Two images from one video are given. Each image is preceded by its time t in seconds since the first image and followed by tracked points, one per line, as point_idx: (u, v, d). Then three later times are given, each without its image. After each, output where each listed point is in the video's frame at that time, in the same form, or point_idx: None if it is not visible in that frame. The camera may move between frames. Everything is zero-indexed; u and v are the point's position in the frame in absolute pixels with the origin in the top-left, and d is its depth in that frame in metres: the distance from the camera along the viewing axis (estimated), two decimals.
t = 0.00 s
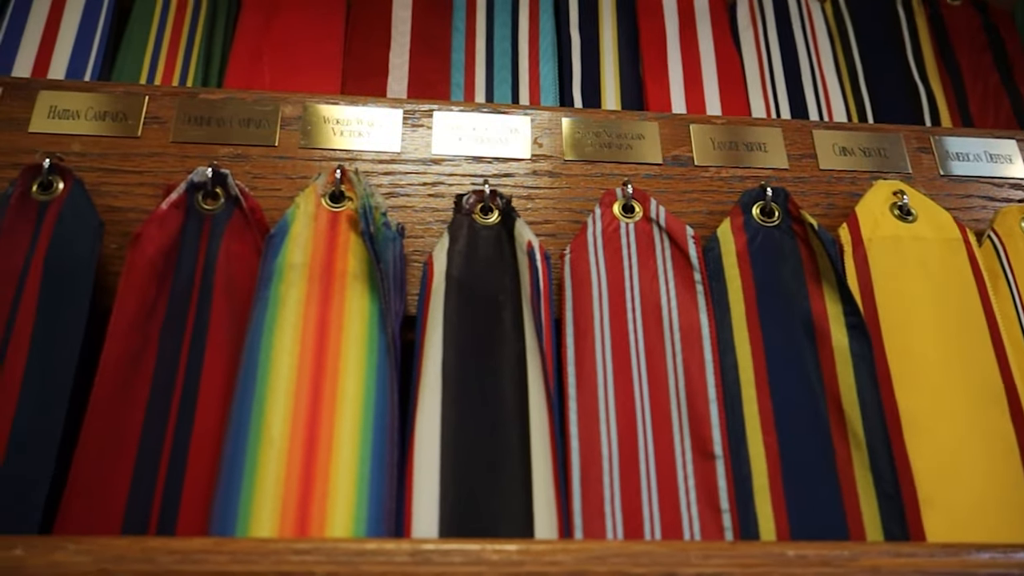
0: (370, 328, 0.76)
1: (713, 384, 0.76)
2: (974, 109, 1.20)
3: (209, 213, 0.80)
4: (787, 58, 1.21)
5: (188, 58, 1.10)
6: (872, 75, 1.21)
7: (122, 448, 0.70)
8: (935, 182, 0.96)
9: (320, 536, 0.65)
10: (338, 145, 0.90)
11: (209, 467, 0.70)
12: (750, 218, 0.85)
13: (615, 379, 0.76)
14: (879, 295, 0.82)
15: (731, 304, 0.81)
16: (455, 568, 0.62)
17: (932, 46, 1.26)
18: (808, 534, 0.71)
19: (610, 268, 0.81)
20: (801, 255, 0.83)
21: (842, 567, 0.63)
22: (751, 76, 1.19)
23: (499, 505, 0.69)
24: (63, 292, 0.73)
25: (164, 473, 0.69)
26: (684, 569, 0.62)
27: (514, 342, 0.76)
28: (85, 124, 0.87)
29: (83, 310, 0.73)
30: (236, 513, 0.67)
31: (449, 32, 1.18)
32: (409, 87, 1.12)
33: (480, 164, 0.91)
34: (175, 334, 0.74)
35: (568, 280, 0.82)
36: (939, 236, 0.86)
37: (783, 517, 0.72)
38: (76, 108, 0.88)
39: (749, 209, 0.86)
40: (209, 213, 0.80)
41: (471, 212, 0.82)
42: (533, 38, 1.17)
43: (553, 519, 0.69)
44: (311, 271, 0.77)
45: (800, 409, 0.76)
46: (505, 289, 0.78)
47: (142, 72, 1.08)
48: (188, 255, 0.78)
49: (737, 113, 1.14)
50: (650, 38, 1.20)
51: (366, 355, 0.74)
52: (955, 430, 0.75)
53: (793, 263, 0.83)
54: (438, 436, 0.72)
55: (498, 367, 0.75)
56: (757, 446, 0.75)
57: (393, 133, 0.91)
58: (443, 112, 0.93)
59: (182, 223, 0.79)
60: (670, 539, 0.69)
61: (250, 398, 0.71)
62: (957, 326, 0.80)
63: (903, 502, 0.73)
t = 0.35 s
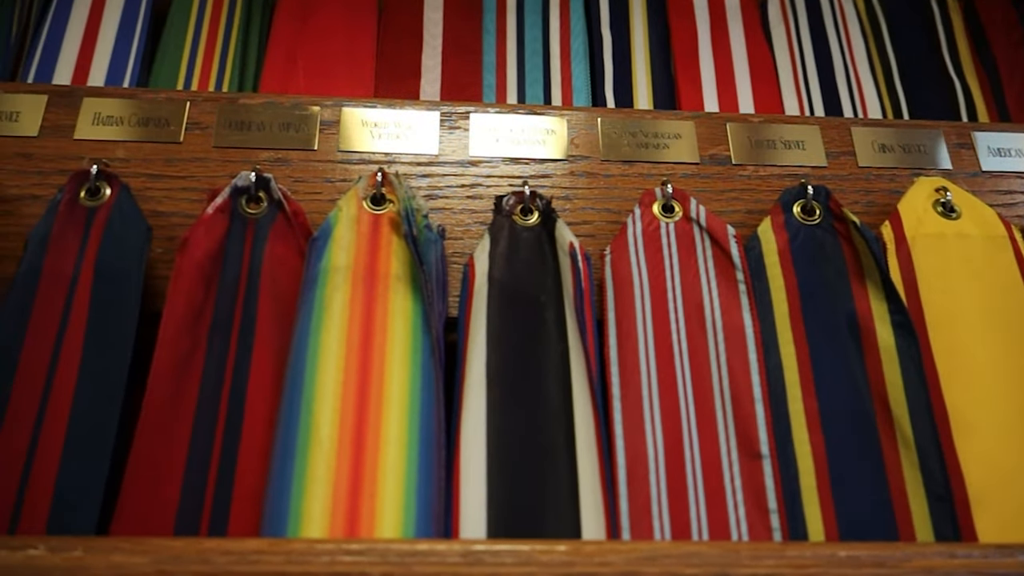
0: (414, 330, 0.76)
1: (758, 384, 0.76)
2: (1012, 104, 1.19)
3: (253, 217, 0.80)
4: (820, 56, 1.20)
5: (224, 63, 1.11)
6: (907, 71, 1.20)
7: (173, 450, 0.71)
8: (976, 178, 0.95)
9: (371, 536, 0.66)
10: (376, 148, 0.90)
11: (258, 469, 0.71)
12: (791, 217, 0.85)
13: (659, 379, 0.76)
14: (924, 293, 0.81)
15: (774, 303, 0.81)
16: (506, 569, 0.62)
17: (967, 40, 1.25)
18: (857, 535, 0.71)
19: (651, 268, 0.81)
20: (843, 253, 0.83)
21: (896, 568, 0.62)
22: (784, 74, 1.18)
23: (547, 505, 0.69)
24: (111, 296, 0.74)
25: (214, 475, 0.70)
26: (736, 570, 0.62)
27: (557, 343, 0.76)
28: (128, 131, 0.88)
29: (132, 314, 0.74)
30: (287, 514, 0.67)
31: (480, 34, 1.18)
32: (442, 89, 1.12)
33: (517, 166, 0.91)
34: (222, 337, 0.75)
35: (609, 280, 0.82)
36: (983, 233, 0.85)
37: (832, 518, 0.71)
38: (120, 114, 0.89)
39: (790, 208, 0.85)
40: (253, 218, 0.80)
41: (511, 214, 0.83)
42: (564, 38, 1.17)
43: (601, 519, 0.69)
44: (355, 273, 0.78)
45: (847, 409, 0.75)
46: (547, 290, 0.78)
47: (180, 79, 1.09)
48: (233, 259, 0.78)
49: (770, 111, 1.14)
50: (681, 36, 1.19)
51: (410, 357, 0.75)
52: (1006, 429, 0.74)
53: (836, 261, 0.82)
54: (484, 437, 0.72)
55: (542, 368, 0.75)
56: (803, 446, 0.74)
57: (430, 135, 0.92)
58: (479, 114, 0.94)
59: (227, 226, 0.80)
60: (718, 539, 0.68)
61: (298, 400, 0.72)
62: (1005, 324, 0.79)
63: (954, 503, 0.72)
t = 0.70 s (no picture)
0: (462, 329, 0.77)
1: (808, 382, 0.75)
2: None
3: (299, 219, 0.81)
4: (856, 51, 1.19)
5: (261, 66, 1.12)
6: (946, 63, 1.18)
7: (228, 450, 0.72)
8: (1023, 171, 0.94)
9: (425, 535, 0.66)
10: (418, 148, 0.91)
11: (311, 468, 0.72)
12: (837, 213, 0.84)
13: (707, 377, 0.76)
14: (974, 288, 0.80)
15: (823, 300, 0.80)
16: (562, 568, 0.62)
17: (1006, 32, 1.23)
18: (913, 533, 0.70)
19: (697, 266, 0.81)
20: (891, 248, 0.82)
21: (957, 566, 0.61)
22: (820, 69, 1.17)
23: (600, 503, 0.69)
24: (164, 299, 0.75)
25: (267, 474, 0.71)
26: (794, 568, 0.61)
27: (605, 341, 0.76)
28: (174, 135, 0.89)
29: (184, 315, 0.75)
30: (342, 513, 0.68)
31: (513, 34, 1.18)
32: (478, 88, 1.12)
33: (558, 165, 0.91)
34: (272, 338, 0.76)
35: (655, 279, 0.82)
36: None
37: (886, 516, 0.71)
38: (165, 119, 0.90)
39: (835, 203, 0.85)
40: (300, 219, 0.81)
41: (555, 213, 0.82)
42: (598, 36, 1.17)
43: (654, 517, 0.69)
44: (402, 274, 0.78)
45: (899, 405, 0.75)
46: (593, 288, 0.78)
47: (218, 82, 1.10)
48: (281, 260, 0.79)
49: (807, 106, 1.13)
50: (715, 33, 1.19)
51: (458, 356, 0.75)
52: None
53: (883, 257, 0.81)
54: (533, 436, 0.72)
55: (590, 366, 0.75)
56: (855, 443, 0.74)
57: (471, 136, 0.92)
58: (519, 113, 0.94)
59: (274, 228, 0.80)
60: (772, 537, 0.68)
61: (349, 400, 0.72)
62: None
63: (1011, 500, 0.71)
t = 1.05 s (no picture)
0: (501, 330, 0.76)
1: (853, 380, 0.75)
2: None
3: (337, 221, 0.81)
4: (888, 46, 1.18)
5: (292, 70, 1.13)
6: (981, 57, 1.17)
7: (272, 452, 0.72)
8: None
9: (470, 536, 0.66)
10: (452, 150, 0.91)
11: (354, 470, 0.72)
12: (877, 209, 0.83)
13: (749, 377, 0.75)
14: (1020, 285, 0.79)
15: (865, 299, 0.79)
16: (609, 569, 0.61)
17: None
18: (963, 533, 0.69)
19: (736, 265, 0.80)
20: (933, 244, 0.81)
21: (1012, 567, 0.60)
22: (852, 65, 1.16)
23: (645, 504, 0.68)
24: (206, 302, 0.76)
25: (310, 476, 0.71)
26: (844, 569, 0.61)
27: (645, 341, 0.76)
28: (210, 139, 0.90)
29: (226, 318, 0.75)
30: (386, 514, 0.68)
31: (541, 34, 1.18)
32: (507, 89, 1.12)
33: (592, 164, 0.91)
34: (312, 340, 0.76)
35: (693, 278, 0.81)
36: None
37: (935, 516, 0.70)
38: (201, 123, 0.91)
39: (875, 200, 0.83)
40: (337, 221, 0.81)
41: (591, 212, 0.82)
42: (626, 34, 1.16)
43: (699, 518, 0.69)
44: (440, 275, 0.78)
45: (946, 404, 0.73)
46: (631, 288, 0.78)
47: (249, 86, 1.10)
48: (319, 263, 0.79)
49: (840, 102, 1.12)
50: (744, 29, 1.18)
51: (498, 357, 0.75)
52: None
53: (926, 253, 0.80)
54: (575, 436, 0.72)
55: (632, 366, 0.74)
56: (901, 443, 0.73)
57: (505, 136, 0.92)
58: (553, 113, 0.94)
59: (312, 231, 0.81)
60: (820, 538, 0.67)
61: (391, 402, 0.72)
62: None
63: None
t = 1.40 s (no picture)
0: (540, 330, 0.76)
1: (899, 379, 0.74)
2: None
3: (374, 223, 0.82)
4: (923, 40, 1.16)
5: (323, 72, 1.13)
6: (1019, 49, 1.15)
7: (314, 453, 0.72)
8: None
9: (514, 537, 0.66)
10: (487, 150, 0.91)
11: (396, 472, 0.72)
12: (920, 205, 0.82)
13: (793, 376, 0.74)
14: None
15: (909, 296, 0.79)
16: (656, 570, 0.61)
17: None
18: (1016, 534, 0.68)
19: (777, 262, 0.79)
20: (978, 239, 0.80)
21: None
22: (886, 60, 1.15)
23: (690, 505, 0.68)
24: (248, 304, 0.76)
25: (353, 477, 0.71)
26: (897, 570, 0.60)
27: (686, 340, 0.75)
28: (248, 143, 0.91)
29: (268, 320, 0.76)
30: (430, 516, 0.68)
31: (570, 33, 1.18)
32: (538, 88, 1.12)
33: (628, 163, 0.90)
34: (353, 342, 0.77)
35: (733, 276, 0.81)
36: None
37: (986, 517, 0.69)
38: (238, 127, 0.92)
39: (918, 196, 0.82)
40: (375, 223, 0.82)
41: (629, 212, 0.82)
42: (657, 32, 1.16)
43: (744, 519, 0.68)
44: (479, 276, 0.78)
45: (995, 402, 0.72)
46: (671, 287, 0.77)
47: (282, 89, 1.11)
48: (359, 265, 0.80)
49: (875, 97, 1.10)
50: (776, 24, 1.17)
51: (538, 358, 0.75)
52: None
53: (971, 249, 0.79)
54: (618, 437, 0.71)
55: (673, 366, 0.74)
56: (950, 442, 0.72)
57: (539, 136, 0.92)
58: (587, 112, 0.93)
59: (351, 233, 0.81)
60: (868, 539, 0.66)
61: (433, 403, 0.72)
62: None
63: None
